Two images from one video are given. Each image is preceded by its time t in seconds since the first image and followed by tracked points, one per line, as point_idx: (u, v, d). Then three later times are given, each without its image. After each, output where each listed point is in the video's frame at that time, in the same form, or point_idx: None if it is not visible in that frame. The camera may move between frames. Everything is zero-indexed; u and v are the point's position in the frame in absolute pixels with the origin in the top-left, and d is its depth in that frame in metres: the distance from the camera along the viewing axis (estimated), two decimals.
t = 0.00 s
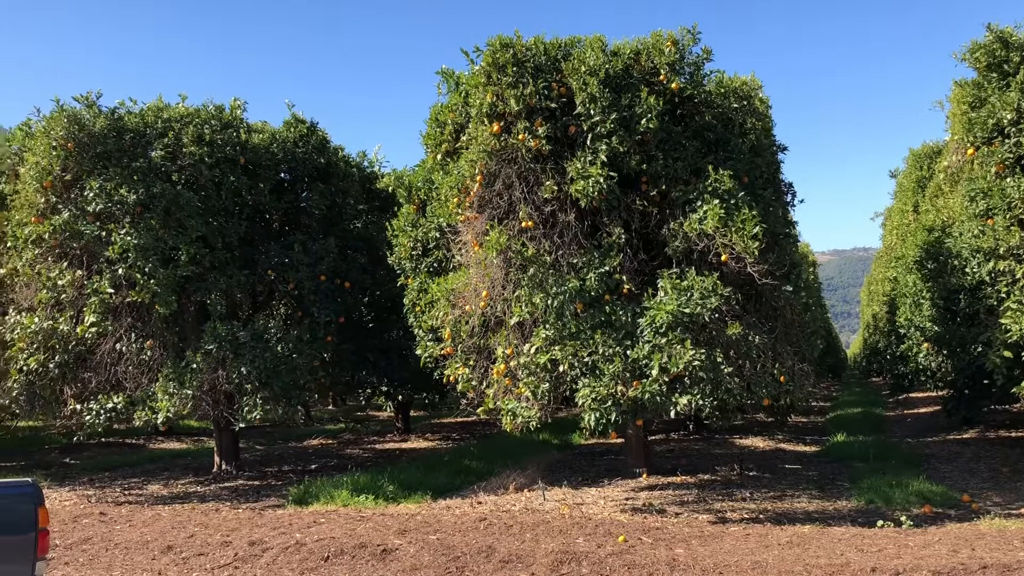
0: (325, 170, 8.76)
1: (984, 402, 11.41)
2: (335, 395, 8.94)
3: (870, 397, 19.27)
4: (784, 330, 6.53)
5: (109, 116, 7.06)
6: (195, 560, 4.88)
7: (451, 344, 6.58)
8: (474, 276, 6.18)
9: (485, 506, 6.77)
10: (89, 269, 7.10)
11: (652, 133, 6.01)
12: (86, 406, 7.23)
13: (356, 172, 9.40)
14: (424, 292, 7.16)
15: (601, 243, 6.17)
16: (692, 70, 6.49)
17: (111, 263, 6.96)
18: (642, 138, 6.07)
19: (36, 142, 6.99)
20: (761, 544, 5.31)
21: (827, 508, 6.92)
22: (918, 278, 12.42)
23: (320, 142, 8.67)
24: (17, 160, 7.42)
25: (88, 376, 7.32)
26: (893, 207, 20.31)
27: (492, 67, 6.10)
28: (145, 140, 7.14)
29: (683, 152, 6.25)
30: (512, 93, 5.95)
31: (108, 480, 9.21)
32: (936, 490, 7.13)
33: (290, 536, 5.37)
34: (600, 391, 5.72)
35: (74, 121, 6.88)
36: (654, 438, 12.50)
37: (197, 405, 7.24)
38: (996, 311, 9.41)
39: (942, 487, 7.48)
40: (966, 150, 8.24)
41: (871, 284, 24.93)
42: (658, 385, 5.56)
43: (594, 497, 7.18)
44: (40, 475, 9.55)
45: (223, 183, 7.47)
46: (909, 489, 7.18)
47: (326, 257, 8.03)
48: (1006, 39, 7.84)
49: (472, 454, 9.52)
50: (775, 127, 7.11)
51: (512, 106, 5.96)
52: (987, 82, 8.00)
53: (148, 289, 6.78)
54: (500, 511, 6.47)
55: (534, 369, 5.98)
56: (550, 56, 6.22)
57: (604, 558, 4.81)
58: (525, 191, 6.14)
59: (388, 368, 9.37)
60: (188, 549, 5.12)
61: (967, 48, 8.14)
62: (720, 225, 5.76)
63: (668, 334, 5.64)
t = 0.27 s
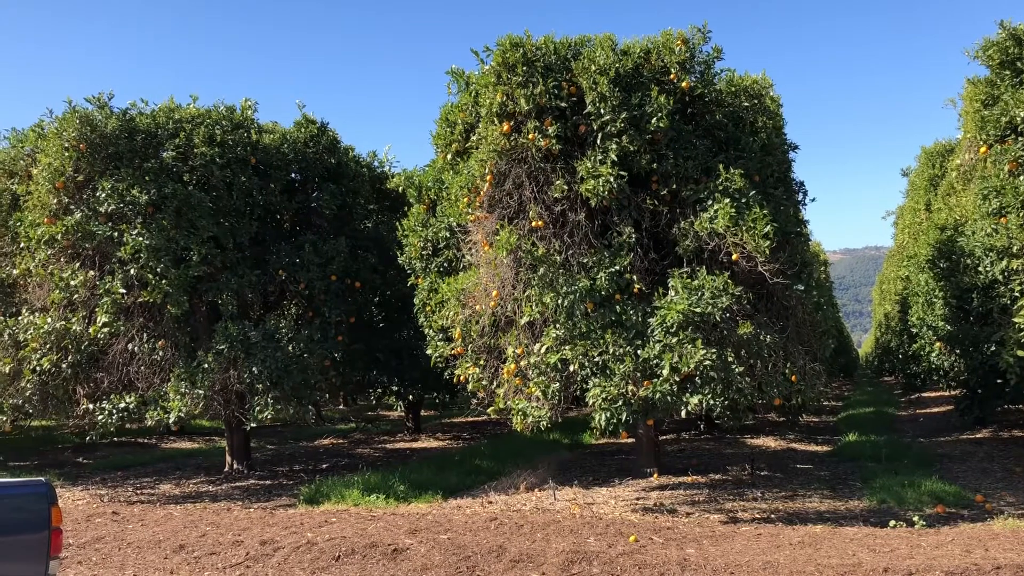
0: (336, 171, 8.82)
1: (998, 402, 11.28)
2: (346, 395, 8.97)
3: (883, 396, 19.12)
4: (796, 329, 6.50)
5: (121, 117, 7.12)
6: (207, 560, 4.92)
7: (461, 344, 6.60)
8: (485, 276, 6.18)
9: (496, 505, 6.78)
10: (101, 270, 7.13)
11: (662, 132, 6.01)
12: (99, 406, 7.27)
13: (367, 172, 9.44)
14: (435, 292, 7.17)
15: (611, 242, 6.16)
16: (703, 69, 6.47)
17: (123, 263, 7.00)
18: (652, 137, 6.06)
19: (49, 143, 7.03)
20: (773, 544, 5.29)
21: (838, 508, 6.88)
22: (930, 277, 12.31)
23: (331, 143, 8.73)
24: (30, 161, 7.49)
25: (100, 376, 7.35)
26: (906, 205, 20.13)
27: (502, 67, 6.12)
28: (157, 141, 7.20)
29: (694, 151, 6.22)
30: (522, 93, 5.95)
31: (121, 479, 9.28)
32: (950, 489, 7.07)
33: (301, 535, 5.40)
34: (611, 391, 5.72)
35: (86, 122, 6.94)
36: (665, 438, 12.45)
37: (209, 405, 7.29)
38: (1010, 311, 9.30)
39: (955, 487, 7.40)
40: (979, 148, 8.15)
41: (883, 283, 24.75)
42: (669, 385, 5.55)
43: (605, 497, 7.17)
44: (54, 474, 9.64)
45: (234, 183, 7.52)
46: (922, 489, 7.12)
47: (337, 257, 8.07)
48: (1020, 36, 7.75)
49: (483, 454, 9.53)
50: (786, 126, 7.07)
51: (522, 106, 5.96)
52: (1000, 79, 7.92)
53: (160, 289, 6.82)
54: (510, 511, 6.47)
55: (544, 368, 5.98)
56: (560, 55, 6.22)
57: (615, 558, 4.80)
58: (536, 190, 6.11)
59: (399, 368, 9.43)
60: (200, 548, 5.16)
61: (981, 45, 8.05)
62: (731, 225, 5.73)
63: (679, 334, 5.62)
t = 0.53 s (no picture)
0: (345, 171, 8.86)
1: (1009, 402, 11.14)
2: (355, 394, 9.00)
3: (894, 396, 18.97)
4: (805, 329, 6.47)
5: (131, 118, 7.20)
6: (218, 559, 4.95)
7: (470, 344, 6.60)
8: (494, 276, 6.18)
9: (505, 505, 6.78)
10: (112, 270, 7.16)
11: (672, 131, 6.00)
12: (110, 405, 7.30)
13: (376, 172, 9.47)
14: (444, 291, 7.19)
15: (620, 241, 6.16)
16: (712, 68, 6.44)
17: (134, 263, 7.04)
18: (661, 136, 6.04)
19: (60, 144, 7.09)
20: (782, 544, 5.26)
21: (848, 507, 6.84)
22: (940, 276, 12.21)
23: (340, 143, 8.77)
24: (41, 162, 7.55)
25: (111, 376, 7.37)
26: (917, 204, 19.98)
27: (511, 67, 6.12)
28: (167, 142, 7.27)
29: (703, 150, 6.21)
30: (530, 92, 5.96)
31: (132, 479, 9.35)
32: (961, 489, 7.01)
33: (311, 535, 5.42)
34: (620, 391, 5.70)
35: (97, 123, 7.00)
36: (674, 438, 12.38)
37: (219, 405, 7.33)
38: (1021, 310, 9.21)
39: (967, 487, 7.34)
40: (990, 146, 8.08)
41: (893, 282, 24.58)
42: (679, 385, 5.53)
43: (614, 497, 7.15)
44: (65, 474, 9.72)
45: (244, 183, 7.57)
46: (933, 489, 7.07)
47: (346, 257, 8.11)
48: None
49: (492, 454, 9.53)
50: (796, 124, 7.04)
51: (531, 105, 5.97)
52: (1011, 76, 7.84)
53: (170, 289, 6.86)
54: (519, 511, 6.47)
55: (553, 368, 5.99)
56: (569, 55, 6.21)
57: (624, 558, 4.79)
58: (545, 190, 6.11)
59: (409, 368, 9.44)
60: (210, 548, 5.20)
61: (992, 43, 7.98)
62: (740, 224, 5.71)
63: (688, 333, 5.60)
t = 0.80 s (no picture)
0: (354, 171, 8.89)
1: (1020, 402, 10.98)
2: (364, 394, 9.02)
3: (905, 396, 18.83)
4: (815, 328, 6.43)
5: (140, 119, 7.26)
6: (227, 558, 4.98)
7: (478, 343, 6.61)
8: (502, 276, 6.18)
9: (514, 505, 6.78)
10: (122, 271, 7.21)
11: (680, 130, 5.98)
12: (120, 405, 7.36)
13: (384, 173, 9.50)
14: (452, 291, 7.20)
15: (629, 241, 6.16)
16: (720, 67, 6.43)
17: (143, 263, 7.10)
18: (670, 136, 6.02)
19: (70, 145, 7.13)
20: (792, 544, 5.24)
21: (858, 507, 6.80)
22: (950, 275, 12.12)
23: (348, 143, 8.81)
24: (51, 163, 7.60)
25: (121, 376, 7.44)
26: (926, 203, 19.84)
27: (519, 66, 6.12)
28: (175, 142, 7.33)
29: (711, 150, 6.19)
30: (538, 92, 5.97)
31: (142, 479, 9.41)
32: (972, 489, 6.96)
33: (319, 534, 5.44)
34: (628, 391, 5.69)
35: (106, 124, 7.04)
36: (682, 438, 12.31)
37: (228, 405, 7.37)
38: None
39: (978, 487, 7.27)
40: (1001, 144, 8.01)
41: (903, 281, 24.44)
42: (687, 384, 5.51)
43: (622, 497, 7.14)
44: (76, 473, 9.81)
45: (252, 184, 7.61)
46: (943, 489, 7.01)
47: (355, 257, 8.14)
48: None
49: (500, 454, 9.52)
50: (804, 123, 7.00)
51: (539, 105, 5.97)
52: (1022, 74, 7.78)
53: (180, 289, 6.91)
54: (528, 511, 6.47)
55: (562, 368, 5.98)
56: (577, 55, 6.21)
57: (633, 558, 4.78)
58: (553, 189, 6.11)
59: (417, 367, 9.46)
60: (219, 547, 5.23)
61: (1002, 41, 7.93)
62: (749, 223, 5.69)
63: (697, 333, 5.59)
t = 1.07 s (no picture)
0: (362, 171, 8.92)
1: None
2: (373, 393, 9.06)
3: (915, 395, 18.70)
4: (823, 327, 6.40)
5: (149, 120, 7.30)
6: (236, 557, 5.01)
7: (486, 343, 6.61)
8: (510, 276, 6.18)
9: (522, 505, 6.78)
10: (131, 271, 7.26)
11: (688, 130, 5.97)
12: (129, 405, 7.41)
13: (392, 173, 9.52)
14: (460, 291, 7.21)
15: (637, 240, 6.15)
16: (728, 66, 6.41)
17: (152, 264, 7.14)
18: (678, 135, 6.01)
19: (79, 146, 7.18)
20: (801, 544, 5.22)
21: (867, 507, 6.76)
22: (960, 274, 12.02)
23: (356, 143, 8.84)
24: (61, 164, 7.65)
25: (130, 376, 7.48)
26: (936, 201, 19.71)
27: (526, 66, 6.11)
28: (184, 143, 7.37)
29: (719, 149, 6.18)
30: (546, 92, 5.96)
31: (152, 478, 9.49)
32: (982, 489, 6.91)
33: (328, 534, 5.47)
34: (636, 390, 5.68)
35: (115, 124, 7.08)
36: (690, 438, 12.25)
37: (237, 404, 7.41)
38: None
39: (989, 487, 7.22)
40: (1011, 143, 7.95)
41: (912, 281, 24.28)
42: (696, 384, 5.50)
43: (631, 496, 7.13)
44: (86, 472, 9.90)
45: (261, 184, 7.65)
46: (953, 489, 6.96)
47: (363, 257, 8.16)
48: None
49: (508, 454, 9.53)
50: (813, 122, 6.97)
51: (546, 105, 5.97)
52: None
53: (188, 289, 6.94)
54: (536, 510, 6.47)
55: (570, 368, 5.98)
56: (584, 54, 6.20)
57: (641, 558, 4.78)
58: (560, 189, 6.10)
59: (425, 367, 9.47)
60: (229, 547, 5.26)
61: (1012, 39, 7.87)
62: (757, 222, 5.67)
63: (705, 332, 5.57)
